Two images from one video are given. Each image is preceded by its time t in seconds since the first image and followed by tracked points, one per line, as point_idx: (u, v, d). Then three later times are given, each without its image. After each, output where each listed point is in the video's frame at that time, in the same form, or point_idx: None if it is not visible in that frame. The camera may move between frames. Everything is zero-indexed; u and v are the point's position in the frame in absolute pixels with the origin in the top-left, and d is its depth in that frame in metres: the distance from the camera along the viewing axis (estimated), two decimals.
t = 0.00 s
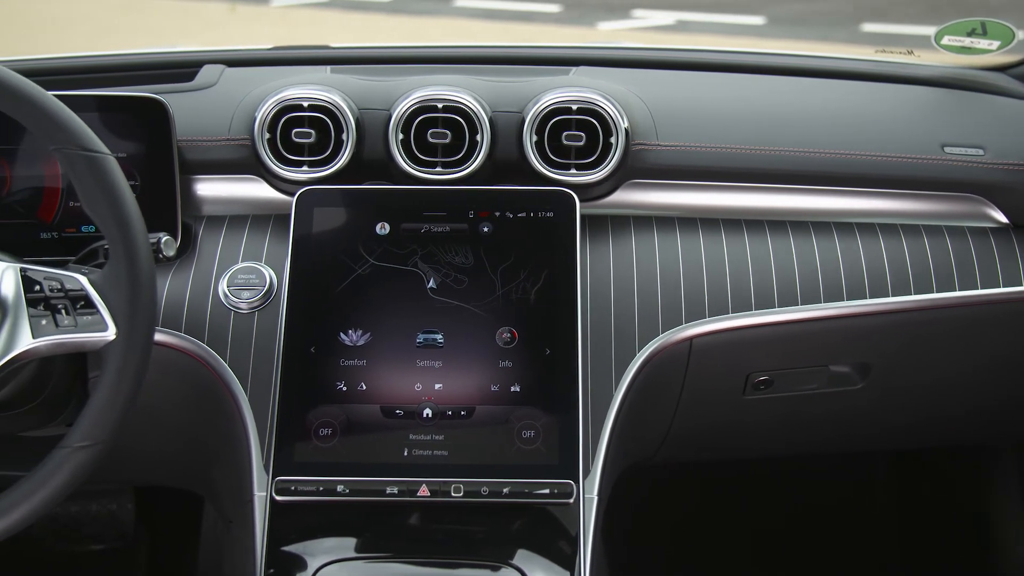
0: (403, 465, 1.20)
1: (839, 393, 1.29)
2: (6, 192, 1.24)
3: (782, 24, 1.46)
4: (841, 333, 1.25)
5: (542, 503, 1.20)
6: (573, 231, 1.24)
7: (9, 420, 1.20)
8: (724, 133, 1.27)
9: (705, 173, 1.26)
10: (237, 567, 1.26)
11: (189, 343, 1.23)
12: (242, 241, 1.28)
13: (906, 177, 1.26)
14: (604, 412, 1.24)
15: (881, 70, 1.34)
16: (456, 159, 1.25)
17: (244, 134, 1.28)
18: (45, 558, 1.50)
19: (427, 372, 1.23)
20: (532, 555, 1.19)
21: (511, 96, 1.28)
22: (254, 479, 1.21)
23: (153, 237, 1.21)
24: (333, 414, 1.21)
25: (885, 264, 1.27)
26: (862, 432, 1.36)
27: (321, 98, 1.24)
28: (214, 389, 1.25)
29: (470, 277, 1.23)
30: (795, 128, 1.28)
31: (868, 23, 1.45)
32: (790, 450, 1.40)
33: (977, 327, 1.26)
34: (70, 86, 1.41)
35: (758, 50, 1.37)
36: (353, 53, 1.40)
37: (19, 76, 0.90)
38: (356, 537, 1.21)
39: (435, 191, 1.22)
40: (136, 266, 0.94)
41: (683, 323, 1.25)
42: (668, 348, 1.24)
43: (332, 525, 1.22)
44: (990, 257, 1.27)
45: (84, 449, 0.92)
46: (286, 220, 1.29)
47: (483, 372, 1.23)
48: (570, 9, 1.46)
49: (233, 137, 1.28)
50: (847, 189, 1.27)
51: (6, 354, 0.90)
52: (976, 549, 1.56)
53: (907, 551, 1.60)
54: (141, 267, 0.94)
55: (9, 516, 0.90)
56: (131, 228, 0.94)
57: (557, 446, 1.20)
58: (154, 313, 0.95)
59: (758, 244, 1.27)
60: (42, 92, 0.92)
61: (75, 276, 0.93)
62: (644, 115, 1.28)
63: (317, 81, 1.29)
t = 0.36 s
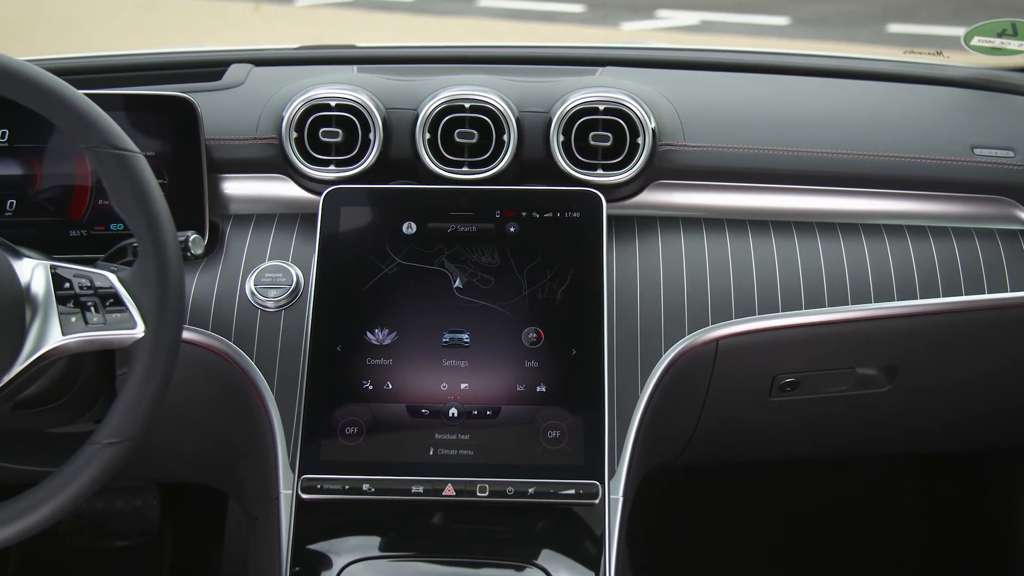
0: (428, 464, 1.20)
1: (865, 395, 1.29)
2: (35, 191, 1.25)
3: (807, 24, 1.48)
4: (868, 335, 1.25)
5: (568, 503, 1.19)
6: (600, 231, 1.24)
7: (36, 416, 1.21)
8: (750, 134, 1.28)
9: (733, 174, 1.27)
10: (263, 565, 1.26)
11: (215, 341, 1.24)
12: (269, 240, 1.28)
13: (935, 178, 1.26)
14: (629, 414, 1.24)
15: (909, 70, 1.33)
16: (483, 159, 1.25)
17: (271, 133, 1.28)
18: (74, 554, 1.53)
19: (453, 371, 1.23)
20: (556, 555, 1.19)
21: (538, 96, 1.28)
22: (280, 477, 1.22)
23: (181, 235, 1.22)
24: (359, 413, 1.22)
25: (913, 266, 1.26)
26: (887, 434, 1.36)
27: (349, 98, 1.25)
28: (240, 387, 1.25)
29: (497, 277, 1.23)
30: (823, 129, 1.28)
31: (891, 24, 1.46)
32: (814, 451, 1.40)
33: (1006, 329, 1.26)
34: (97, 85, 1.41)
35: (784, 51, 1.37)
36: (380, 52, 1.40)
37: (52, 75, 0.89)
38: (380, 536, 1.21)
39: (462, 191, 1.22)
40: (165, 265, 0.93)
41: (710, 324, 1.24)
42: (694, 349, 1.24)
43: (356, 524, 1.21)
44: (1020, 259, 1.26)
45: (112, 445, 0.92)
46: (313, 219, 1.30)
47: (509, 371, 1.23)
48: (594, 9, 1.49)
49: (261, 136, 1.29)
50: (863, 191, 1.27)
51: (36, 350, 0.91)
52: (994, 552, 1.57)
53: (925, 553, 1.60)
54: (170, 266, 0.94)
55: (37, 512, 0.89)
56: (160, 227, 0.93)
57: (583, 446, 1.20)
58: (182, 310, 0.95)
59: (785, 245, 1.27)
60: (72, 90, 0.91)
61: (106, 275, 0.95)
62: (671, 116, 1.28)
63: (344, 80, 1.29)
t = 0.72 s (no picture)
0: (455, 464, 1.20)
1: (894, 398, 1.29)
2: (67, 190, 1.26)
3: (834, 25, 1.44)
4: (898, 338, 1.24)
5: (595, 504, 1.19)
6: (629, 231, 1.24)
7: (68, 412, 1.23)
8: (780, 136, 1.28)
9: (762, 175, 1.27)
10: (291, 563, 1.27)
11: (245, 340, 1.24)
12: (298, 239, 1.29)
13: (966, 180, 1.26)
14: (656, 416, 1.23)
15: (939, 72, 1.34)
16: (512, 159, 1.25)
17: (301, 132, 1.29)
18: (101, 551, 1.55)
19: (481, 371, 1.23)
20: (582, 556, 1.18)
21: (567, 96, 1.28)
22: (308, 476, 1.22)
23: (212, 234, 1.23)
24: (387, 412, 1.22)
25: (943, 268, 1.26)
26: (914, 436, 1.36)
27: (378, 97, 1.25)
28: (269, 385, 1.26)
29: (525, 278, 1.23)
30: (853, 131, 1.28)
31: (919, 25, 1.44)
32: (840, 453, 1.40)
33: None
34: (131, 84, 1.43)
35: (809, 53, 1.38)
36: (408, 53, 1.42)
37: (83, 72, 0.88)
38: (406, 535, 1.20)
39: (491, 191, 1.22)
40: (195, 263, 0.93)
41: (738, 325, 1.24)
42: (723, 351, 1.23)
43: (383, 524, 1.21)
44: None
45: (141, 442, 0.91)
46: (341, 219, 1.31)
47: (538, 371, 1.23)
48: (618, 9, 1.46)
49: (290, 135, 1.29)
50: (859, 191, 1.27)
51: (65, 350, 0.91)
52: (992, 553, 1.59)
53: (928, 552, 1.60)
54: (201, 264, 0.93)
55: (65, 509, 0.88)
56: (191, 225, 0.93)
57: (611, 447, 1.20)
58: (212, 307, 0.94)
59: (814, 247, 1.27)
60: (104, 88, 0.90)
61: (137, 273, 0.95)
62: (701, 116, 1.28)
63: (373, 80, 1.30)
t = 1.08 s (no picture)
0: (482, 464, 1.20)
1: (921, 401, 1.28)
2: (97, 187, 1.27)
3: (859, 24, 1.46)
4: (928, 341, 1.23)
5: (622, 505, 1.18)
6: (657, 232, 1.24)
7: (98, 409, 1.24)
8: (809, 137, 1.27)
9: (791, 177, 1.27)
10: (317, 561, 1.27)
11: (273, 338, 1.25)
12: (326, 238, 1.30)
13: (997, 182, 1.25)
14: (683, 418, 1.23)
15: (969, 73, 1.33)
16: (540, 159, 1.26)
17: (330, 131, 1.30)
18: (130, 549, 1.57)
19: (509, 371, 1.23)
20: (608, 556, 1.17)
21: (595, 97, 1.28)
22: (335, 474, 1.22)
23: (241, 232, 1.23)
24: (413, 411, 1.22)
25: (974, 270, 1.25)
26: (941, 439, 1.35)
27: (407, 97, 1.25)
28: (296, 383, 1.26)
29: (554, 278, 1.23)
30: (883, 132, 1.27)
31: (947, 26, 1.45)
32: (866, 455, 1.40)
33: None
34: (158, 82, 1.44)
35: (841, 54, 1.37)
36: (435, 52, 1.41)
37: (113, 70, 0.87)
38: (432, 534, 1.20)
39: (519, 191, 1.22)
40: (224, 262, 0.92)
41: (766, 327, 1.24)
42: (750, 353, 1.23)
43: (409, 523, 1.21)
44: None
45: (170, 439, 0.90)
46: (370, 218, 1.31)
47: (565, 372, 1.23)
48: (642, 10, 1.49)
49: (319, 134, 1.30)
50: (854, 191, 1.27)
51: (97, 345, 0.91)
52: (999, 555, 1.59)
53: (934, 552, 1.61)
54: (230, 262, 0.92)
55: (93, 506, 0.87)
56: (221, 224, 0.92)
57: (638, 447, 1.20)
58: (241, 305, 0.93)
59: (844, 249, 1.27)
60: (135, 86, 0.89)
61: (167, 271, 0.95)
62: (729, 117, 1.28)
63: (401, 79, 1.30)
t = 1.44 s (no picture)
0: (508, 464, 1.20)
1: (949, 405, 1.28)
2: (126, 185, 1.28)
3: (886, 25, 1.42)
4: (956, 344, 1.22)
5: (647, 507, 1.18)
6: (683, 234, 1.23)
7: (126, 406, 1.25)
8: (838, 139, 1.26)
9: (819, 178, 1.26)
10: (341, 560, 1.28)
11: (300, 338, 1.25)
12: (353, 237, 1.30)
13: None
14: (709, 420, 1.23)
15: (999, 74, 1.32)
16: (567, 159, 1.25)
17: (357, 131, 1.31)
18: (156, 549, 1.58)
19: (535, 371, 1.23)
20: (632, 556, 1.17)
21: (622, 97, 1.28)
22: (361, 473, 1.22)
23: (269, 231, 1.24)
24: (439, 410, 1.22)
25: (1003, 273, 1.24)
26: (968, 443, 1.35)
27: (434, 96, 1.26)
28: (323, 382, 1.27)
29: (580, 279, 1.23)
30: (912, 134, 1.26)
31: (974, 27, 1.42)
32: (890, 457, 1.39)
33: None
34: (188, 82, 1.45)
35: (867, 55, 1.37)
36: (461, 52, 1.43)
37: (144, 70, 0.87)
38: (456, 534, 1.20)
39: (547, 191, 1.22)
40: (253, 260, 0.92)
41: (793, 328, 1.23)
42: (777, 354, 1.23)
43: (433, 522, 1.21)
44: None
45: (198, 437, 0.90)
46: (396, 217, 1.32)
47: (591, 373, 1.22)
48: (665, 11, 1.46)
49: (346, 134, 1.31)
50: (870, 192, 1.26)
51: (126, 342, 0.91)
52: None
53: (943, 552, 1.61)
54: (259, 260, 0.92)
55: (123, 501, 0.87)
56: (250, 222, 0.91)
57: (664, 449, 1.20)
58: (268, 303, 0.94)
59: (871, 250, 1.26)
60: (165, 86, 0.89)
61: (196, 269, 0.94)
62: (757, 118, 1.28)
63: (429, 79, 1.30)
